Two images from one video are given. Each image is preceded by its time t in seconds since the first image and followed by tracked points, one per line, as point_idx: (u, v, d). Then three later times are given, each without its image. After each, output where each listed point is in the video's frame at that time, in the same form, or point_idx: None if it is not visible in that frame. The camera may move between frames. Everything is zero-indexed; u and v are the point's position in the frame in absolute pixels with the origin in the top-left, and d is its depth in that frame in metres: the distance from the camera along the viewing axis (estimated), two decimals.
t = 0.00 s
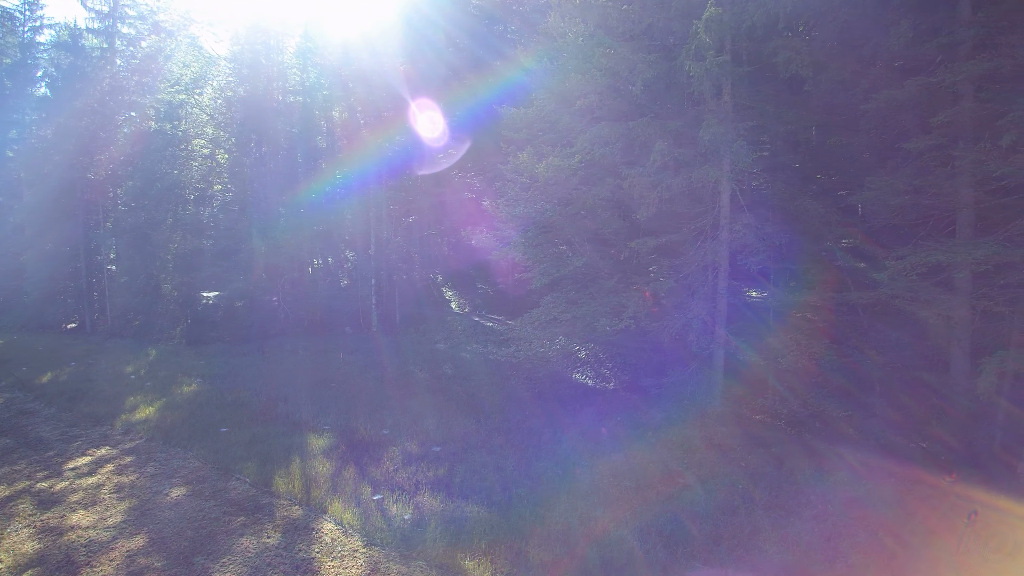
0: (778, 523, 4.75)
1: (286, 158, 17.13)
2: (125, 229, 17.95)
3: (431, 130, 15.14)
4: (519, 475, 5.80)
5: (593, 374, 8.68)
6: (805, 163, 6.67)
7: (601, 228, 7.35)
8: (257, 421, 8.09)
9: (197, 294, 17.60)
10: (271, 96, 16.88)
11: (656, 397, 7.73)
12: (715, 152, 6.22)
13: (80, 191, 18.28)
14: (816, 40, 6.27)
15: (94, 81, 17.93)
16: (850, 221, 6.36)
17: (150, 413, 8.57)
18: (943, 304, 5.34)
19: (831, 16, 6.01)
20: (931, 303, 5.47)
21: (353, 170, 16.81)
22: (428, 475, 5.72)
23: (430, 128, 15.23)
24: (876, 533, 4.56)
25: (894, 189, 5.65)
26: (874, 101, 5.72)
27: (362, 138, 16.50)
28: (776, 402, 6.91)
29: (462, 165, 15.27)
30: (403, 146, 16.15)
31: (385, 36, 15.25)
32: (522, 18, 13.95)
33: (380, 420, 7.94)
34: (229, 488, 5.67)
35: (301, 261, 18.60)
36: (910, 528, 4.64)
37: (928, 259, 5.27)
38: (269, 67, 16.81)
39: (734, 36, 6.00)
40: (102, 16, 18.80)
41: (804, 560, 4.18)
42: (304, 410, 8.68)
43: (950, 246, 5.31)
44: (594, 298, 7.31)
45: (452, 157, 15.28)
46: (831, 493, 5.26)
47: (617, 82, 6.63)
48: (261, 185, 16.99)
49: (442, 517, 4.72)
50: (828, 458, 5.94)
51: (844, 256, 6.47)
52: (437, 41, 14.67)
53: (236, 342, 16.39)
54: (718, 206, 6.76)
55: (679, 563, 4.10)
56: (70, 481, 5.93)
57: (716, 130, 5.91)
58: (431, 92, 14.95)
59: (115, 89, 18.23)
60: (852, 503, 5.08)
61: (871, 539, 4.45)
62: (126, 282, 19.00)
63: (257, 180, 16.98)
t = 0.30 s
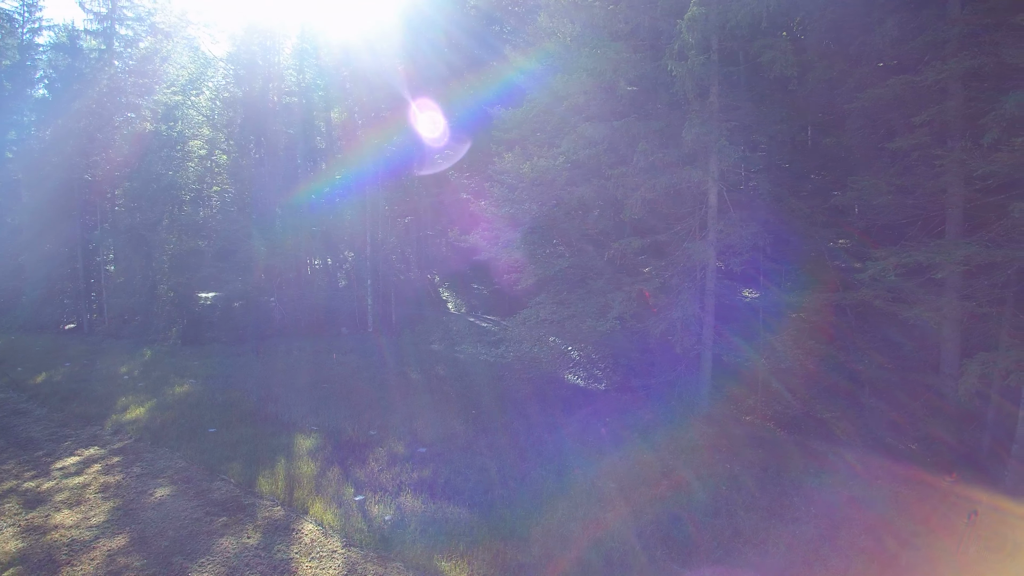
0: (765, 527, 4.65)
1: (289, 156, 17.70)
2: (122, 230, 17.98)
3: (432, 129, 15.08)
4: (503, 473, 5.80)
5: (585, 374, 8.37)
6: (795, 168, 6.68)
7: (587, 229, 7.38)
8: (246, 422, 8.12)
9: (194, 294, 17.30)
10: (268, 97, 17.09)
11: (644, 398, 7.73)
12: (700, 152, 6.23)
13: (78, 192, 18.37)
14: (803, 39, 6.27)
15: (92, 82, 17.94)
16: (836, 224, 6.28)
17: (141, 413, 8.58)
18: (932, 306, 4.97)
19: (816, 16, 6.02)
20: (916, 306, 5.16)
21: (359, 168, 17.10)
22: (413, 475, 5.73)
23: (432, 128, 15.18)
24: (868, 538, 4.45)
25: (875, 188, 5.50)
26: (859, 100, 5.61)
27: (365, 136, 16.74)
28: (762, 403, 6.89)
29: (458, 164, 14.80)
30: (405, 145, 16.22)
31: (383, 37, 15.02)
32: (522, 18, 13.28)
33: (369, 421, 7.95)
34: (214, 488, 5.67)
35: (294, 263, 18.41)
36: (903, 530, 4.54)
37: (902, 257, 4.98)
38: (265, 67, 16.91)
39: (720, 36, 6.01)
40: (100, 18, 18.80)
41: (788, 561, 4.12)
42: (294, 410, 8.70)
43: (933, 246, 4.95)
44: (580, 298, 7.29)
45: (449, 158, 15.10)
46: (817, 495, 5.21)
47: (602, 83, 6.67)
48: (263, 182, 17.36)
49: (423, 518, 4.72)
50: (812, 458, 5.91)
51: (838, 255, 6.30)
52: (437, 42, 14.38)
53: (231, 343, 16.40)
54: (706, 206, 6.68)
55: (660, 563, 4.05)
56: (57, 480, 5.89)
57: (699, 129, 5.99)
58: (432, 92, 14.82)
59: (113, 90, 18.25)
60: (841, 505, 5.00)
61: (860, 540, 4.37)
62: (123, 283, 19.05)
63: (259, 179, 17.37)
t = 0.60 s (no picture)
0: (754, 527, 4.54)
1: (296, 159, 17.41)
2: (132, 231, 18.25)
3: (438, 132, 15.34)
4: (494, 471, 5.80)
5: (584, 375, 8.37)
6: (788, 172, 6.66)
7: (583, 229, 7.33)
8: (245, 421, 8.20)
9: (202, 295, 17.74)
10: (277, 100, 17.18)
11: (640, 399, 7.69)
12: (693, 151, 6.19)
13: (89, 194, 18.69)
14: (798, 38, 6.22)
15: (102, 86, 18.08)
16: (832, 226, 6.14)
17: (143, 412, 8.68)
18: (928, 307, 4.77)
19: (811, 15, 5.98)
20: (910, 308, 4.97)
21: (366, 171, 17.05)
22: (405, 475, 5.74)
23: (438, 128, 15.24)
24: (862, 539, 4.31)
25: (868, 188, 5.43)
26: (851, 98, 5.52)
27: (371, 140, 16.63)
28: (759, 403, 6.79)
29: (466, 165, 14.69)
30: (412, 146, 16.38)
31: (388, 39, 14.96)
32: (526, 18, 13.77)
33: (366, 421, 7.99)
34: (208, 486, 5.72)
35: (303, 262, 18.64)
36: (899, 530, 4.40)
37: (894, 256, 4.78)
38: (271, 70, 17.10)
39: (715, 35, 5.96)
40: (111, 22, 19.29)
41: (774, 559, 4.01)
42: (294, 409, 8.78)
43: (927, 247, 4.75)
44: (574, 298, 7.22)
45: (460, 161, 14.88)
46: (810, 495, 5.09)
47: (597, 83, 6.69)
48: (275, 183, 17.40)
49: (411, 518, 4.72)
50: (808, 459, 5.82)
51: (836, 255, 6.20)
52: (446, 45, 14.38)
53: (237, 343, 16.57)
54: (702, 206, 6.66)
55: (644, 563, 3.99)
56: (56, 477, 5.97)
57: (686, 131, 6.00)
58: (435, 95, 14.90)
59: (123, 94, 18.27)
60: (835, 505, 4.88)
61: (852, 542, 4.28)
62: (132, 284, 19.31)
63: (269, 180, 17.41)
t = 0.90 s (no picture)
0: (753, 532, 4.38)
1: (319, 162, 17.72)
2: (157, 232, 18.81)
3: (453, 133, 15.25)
4: (497, 470, 5.80)
5: (595, 376, 8.17)
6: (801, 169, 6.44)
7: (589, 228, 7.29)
8: (257, 417, 8.37)
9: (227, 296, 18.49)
10: (300, 104, 17.07)
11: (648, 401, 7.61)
12: (699, 150, 6.09)
13: (116, 197, 19.33)
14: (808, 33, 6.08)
15: (130, 92, 18.79)
16: (842, 225, 5.92)
17: (162, 407, 8.95)
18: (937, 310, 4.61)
19: (821, 10, 5.83)
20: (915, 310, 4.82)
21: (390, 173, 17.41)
22: (409, 473, 5.78)
23: (446, 129, 15.69)
24: (864, 546, 4.15)
25: (875, 186, 5.31)
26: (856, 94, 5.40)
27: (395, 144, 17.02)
28: (769, 405, 6.60)
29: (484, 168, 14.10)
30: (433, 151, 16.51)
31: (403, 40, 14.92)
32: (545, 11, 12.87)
33: (375, 419, 8.08)
34: (219, 480, 5.87)
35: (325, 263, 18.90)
36: (904, 539, 4.23)
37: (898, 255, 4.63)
38: (293, 75, 16.88)
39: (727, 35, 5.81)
40: (139, 29, 20.38)
41: (771, 565, 3.88)
42: (306, 407, 8.92)
43: (933, 247, 4.61)
44: (579, 299, 7.15)
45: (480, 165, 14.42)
46: (814, 498, 4.92)
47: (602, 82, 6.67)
48: (297, 184, 17.82)
49: (411, 515, 4.75)
50: (819, 463, 5.67)
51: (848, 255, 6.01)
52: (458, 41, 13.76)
53: (256, 341, 16.93)
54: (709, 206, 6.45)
55: (637, 566, 3.90)
56: (75, 469, 6.19)
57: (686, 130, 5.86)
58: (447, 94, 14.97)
59: (149, 99, 18.97)
60: (839, 510, 4.71)
61: (861, 547, 4.15)
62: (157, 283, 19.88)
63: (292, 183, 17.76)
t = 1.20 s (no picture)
0: (760, 534, 4.29)
1: (339, 164, 17.90)
2: (186, 233, 19.44)
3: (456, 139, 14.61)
4: (506, 468, 5.80)
5: (610, 377, 7.65)
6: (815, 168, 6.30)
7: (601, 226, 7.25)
8: (276, 413, 8.58)
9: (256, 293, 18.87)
10: (323, 109, 17.36)
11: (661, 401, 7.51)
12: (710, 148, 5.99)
13: (148, 199, 20.04)
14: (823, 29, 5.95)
15: (161, 97, 19.41)
16: (858, 224, 5.77)
17: (186, 402, 9.26)
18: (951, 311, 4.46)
19: (835, 5, 5.72)
20: (926, 311, 4.70)
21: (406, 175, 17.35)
22: (420, 469, 5.85)
23: (455, 129, 14.49)
24: (874, 553, 4.02)
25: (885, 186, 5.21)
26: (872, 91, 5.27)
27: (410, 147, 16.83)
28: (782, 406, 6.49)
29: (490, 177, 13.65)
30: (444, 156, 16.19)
31: (411, 46, 14.46)
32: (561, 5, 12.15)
33: (389, 416, 8.18)
34: (237, 473, 6.07)
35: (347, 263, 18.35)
36: (921, 547, 4.07)
37: (906, 254, 4.53)
38: (315, 79, 17.23)
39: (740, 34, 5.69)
40: (169, 36, 21.13)
41: (776, 570, 3.80)
42: (323, 404, 9.09)
43: (943, 248, 4.49)
44: (590, 299, 7.10)
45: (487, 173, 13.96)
46: (825, 502, 4.79)
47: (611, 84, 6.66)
48: (320, 187, 17.93)
49: (419, 510, 4.81)
50: (836, 465, 5.52)
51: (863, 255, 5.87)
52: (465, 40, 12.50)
53: (279, 339, 17.32)
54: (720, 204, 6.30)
55: (642, 566, 3.86)
56: (101, 461, 6.46)
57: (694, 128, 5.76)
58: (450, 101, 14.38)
59: (178, 104, 19.42)
60: (851, 516, 4.57)
61: (876, 553, 4.03)
62: (186, 282, 20.51)
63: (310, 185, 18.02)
